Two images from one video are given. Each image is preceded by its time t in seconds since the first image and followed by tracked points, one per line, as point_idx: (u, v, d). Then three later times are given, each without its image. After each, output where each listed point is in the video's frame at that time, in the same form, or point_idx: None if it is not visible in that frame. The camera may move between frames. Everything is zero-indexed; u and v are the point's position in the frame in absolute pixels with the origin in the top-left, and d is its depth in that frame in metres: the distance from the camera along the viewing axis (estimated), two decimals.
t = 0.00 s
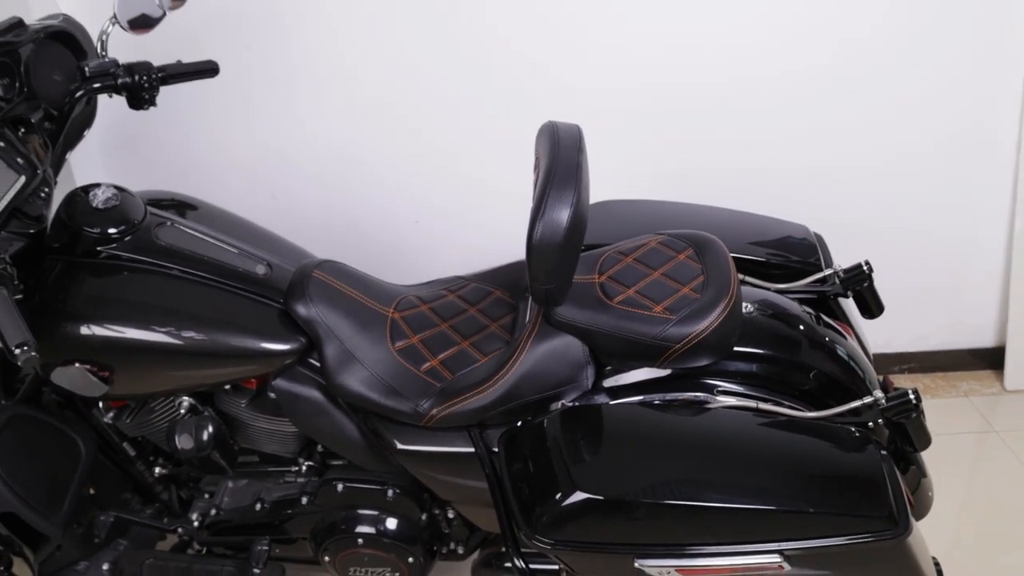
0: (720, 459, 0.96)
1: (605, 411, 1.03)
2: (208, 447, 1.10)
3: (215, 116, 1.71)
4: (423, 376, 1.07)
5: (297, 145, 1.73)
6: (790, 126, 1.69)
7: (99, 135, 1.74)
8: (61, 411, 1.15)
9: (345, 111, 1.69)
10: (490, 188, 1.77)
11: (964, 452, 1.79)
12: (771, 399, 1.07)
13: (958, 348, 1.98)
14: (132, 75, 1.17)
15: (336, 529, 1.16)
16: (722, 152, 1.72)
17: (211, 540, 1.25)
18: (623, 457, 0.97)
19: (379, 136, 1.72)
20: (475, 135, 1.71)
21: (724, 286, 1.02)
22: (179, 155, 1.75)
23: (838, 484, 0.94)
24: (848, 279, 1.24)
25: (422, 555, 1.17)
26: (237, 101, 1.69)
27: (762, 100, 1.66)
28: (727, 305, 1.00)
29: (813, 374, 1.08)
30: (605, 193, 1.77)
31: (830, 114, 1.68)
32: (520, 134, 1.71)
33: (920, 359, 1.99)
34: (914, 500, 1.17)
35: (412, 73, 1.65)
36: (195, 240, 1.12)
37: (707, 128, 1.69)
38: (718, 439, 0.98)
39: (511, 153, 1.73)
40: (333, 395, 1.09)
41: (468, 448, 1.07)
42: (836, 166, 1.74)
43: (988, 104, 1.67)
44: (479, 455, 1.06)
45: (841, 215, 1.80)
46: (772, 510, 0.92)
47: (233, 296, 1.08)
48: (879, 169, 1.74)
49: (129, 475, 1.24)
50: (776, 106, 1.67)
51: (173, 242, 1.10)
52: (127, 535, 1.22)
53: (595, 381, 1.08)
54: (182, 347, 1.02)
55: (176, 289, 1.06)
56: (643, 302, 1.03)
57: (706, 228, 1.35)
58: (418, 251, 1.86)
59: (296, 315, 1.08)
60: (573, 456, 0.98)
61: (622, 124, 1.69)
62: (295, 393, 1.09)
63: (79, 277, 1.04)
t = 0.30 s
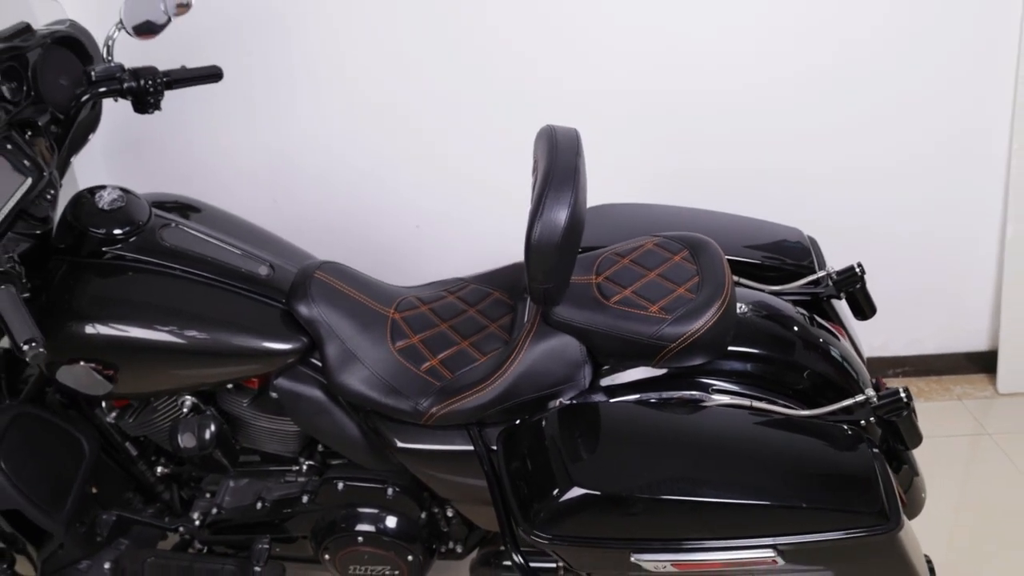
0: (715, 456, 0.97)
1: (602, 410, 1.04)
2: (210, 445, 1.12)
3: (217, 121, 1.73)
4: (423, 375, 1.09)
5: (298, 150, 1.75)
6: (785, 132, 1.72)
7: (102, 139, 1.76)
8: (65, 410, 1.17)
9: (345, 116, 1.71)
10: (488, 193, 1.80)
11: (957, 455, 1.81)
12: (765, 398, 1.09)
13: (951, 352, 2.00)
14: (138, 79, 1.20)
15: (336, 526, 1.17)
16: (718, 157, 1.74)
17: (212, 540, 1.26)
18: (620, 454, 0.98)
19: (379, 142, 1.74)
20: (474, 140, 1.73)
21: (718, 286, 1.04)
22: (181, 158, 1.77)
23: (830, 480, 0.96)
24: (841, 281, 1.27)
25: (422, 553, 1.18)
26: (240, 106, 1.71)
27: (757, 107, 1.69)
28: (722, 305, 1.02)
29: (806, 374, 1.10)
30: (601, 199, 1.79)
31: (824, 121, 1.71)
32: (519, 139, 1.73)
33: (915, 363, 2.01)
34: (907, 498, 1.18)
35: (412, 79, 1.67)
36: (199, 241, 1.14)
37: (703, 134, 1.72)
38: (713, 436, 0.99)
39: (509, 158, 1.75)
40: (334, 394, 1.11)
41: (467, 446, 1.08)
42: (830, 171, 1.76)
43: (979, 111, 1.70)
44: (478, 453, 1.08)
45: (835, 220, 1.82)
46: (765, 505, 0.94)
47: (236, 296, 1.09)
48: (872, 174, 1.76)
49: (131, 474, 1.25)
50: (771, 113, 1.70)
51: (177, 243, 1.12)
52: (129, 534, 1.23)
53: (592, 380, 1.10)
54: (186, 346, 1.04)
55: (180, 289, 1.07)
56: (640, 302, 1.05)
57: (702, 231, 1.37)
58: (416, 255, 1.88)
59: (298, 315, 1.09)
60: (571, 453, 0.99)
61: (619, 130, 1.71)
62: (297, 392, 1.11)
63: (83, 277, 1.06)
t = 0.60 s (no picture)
0: (708, 453, 0.99)
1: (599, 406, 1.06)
2: (213, 443, 1.14)
3: (219, 126, 1.75)
4: (423, 373, 1.11)
5: (299, 155, 1.78)
6: (778, 138, 1.74)
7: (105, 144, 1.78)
8: (70, 409, 1.19)
9: (345, 122, 1.74)
10: (486, 198, 1.82)
11: (950, 457, 1.83)
12: (758, 396, 1.11)
13: (944, 356, 2.02)
14: (143, 83, 1.23)
15: (336, 523, 1.19)
16: (712, 163, 1.77)
17: (214, 537, 1.28)
18: (615, 450, 1.00)
19: (379, 147, 1.76)
20: (471, 146, 1.76)
21: (712, 286, 1.06)
22: (184, 162, 1.79)
23: (821, 475, 0.98)
24: (833, 282, 1.29)
25: (420, 550, 1.20)
26: (241, 112, 1.73)
27: (751, 113, 1.72)
28: (715, 306, 1.04)
29: (799, 374, 1.12)
30: (598, 204, 1.82)
31: (817, 127, 1.73)
32: (516, 145, 1.75)
33: (907, 366, 2.03)
34: (897, 497, 1.20)
35: (411, 86, 1.69)
36: (204, 242, 1.16)
37: (698, 139, 1.74)
38: (706, 433, 1.02)
39: (507, 163, 1.77)
40: (335, 392, 1.13)
41: (465, 443, 1.10)
42: (823, 177, 1.79)
43: (970, 117, 1.73)
44: (476, 450, 1.10)
45: (829, 224, 1.85)
46: (757, 500, 0.96)
47: (240, 296, 1.11)
48: (865, 180, 1.79)
49: (133, 473, 1.27)
50: (765, 119, 1.72)
51: (182, 243, 1.14)
52: (131, 532, 1.24)
53: (588, 379, 1.12)
54: (190, 345, 1.06)
55: (183, 288, 1.09)
56: (635, 301, 1.07)
57: (696, 233, 1.39)
58: (415, 259, 1.90)
59: (300, 314, 1.12)
60: (566, 449, 1.01)
61: (614, 139, 1.74)
62: (298, 390, 1.13)
63: (89, 277, 1.08)
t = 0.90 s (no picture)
0: (703, 450, 1.01)
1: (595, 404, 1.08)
2: (214, 441, 1.16)
3: (220, 129, 1.77)
4: (422, 372, 1.13)
5: (299, 158, 1.80)
6: (774, 143, 1.77)
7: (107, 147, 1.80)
8: (72, 407, 1.20)
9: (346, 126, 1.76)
10: (485, 201, 1.84)
11: (944, 458, 1.85)
12: (753, 396, 1.13)
13: (938, 360, 2.04)
14: (148, 86, 1.24)
15: (336, 521, 1.21)
16: (708, 168, 1.79)
17: (215, 535, 1.29)
18: (611, 446, 1.02)
19: (379, 151, 1.78)
20: (469, 150, 1.78)
21: (706, 287, 1.08)
22: (186, 166, 1.81)
23: (813, 472, 0.99)
24: (826, 284, 1.31)
25: (419, 547, 1.21)
26: (242, 116, 1.75)
27: (746, 118, 1.74)
28: (709, 306, 1.06)
29: (792, 374, 1.14)
30: (596, 207, 1.84)
31: (811, 132, 1.76)
32: (514, 149, 1.77)
33: (902, 370, 2.05)
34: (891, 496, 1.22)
35: (411, 91, 1.72)
36: (207, 242, 1.19)
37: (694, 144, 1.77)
38: (700, 430, 1.03)
39: (505, 168, 1.79)
40: (335, 391, 1.14)
41: (464, 442, 1.12)
42: (818, 181, 1.81)
43: (963, 123, 1.75)
44: (475, 448, 1.11)
45: (824, 228, 1.87)
46: (751, 495, 0.98)
47: (242, 296, 1.13)
48: (859, 184, 1.81)
49: (135, 472, 1.28)
50: (760, 123, 1.74)
51: (185, 243, 1.17)
52: (132, 530, 1.25)
53: (585, 378, 1.14)
54: (192, 343, 1.07)
55: (186, 287, 1.11)
56: (631, 301, 1.09)
57: (692, 236, 1.41)
58: (414, 262, 1.92)
59: (302, 314, 1.13)
60: (563, 446, 1.03)
61: (610, 143, 1.77)
62: (298, 389, 1.14)
63: (93, 276, 1.10)
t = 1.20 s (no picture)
0: (697, 447, 1.03)
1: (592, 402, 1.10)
2: (217, 439, 1.18)
3: (223, 134, 1.79)
4: (422, 370, 1.15)
5: (300, 162, 1.82)
6: (768, 149, 1.79)
7: (111, 151, 1.82)
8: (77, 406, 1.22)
9: (346, 131, 1.78)
10: (483, 206, 1.86)
11: (937, 460, 1.87)
12: (746, 395, 1.15)
13: (931, 363, 2.06)
14: (153, 91, 1.27)
15: (336, 519, 1.22)
16: (703, 172, 1.82)
17: (216, 534, 1.31)
18: (607, 443, 1.04)
19: (379, 155, 1.80)
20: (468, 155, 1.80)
21: (700, 287, 1.10)
22: (188, 170, 1.83)
23: (805, 468, 1.01)
24: (818, 286, 1.32)
25: (418, 545, 1.23)
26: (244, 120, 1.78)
27: (741, 124, 1.77)
28: (703, 306, 1.08)
29: (785, 374, 1.16)
30: (593, 211, 1.86)
31: (805, 138, 1.78)
32: (512, 154, 1.80)
33: (895, 373, 2.07)
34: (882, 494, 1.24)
35: (410, 96, 1.74)
36: (211, 243, 1.21)
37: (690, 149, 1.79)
38: (694, 428, 1.05)
39: (503, 172, 1.82)
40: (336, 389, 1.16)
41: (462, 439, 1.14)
42: (812, 187, 1.84)
43: (954, 128, 1.78)
44: (473, 445, 1.13)
45: (818, 233, 1.89)
46: (743, 491, 1.00)
47: (245, 296, 1.15)
48: (853, 189, 1.84)
49: (138, 471, 1.30)
50: (755, 129, 1.77)
51: (189, 244, 1.19)
52: (135, 528, 1.27)
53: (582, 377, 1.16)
54: (196, 342, 1.10)
55: (190, 287, 1.13)
56: (626, 301, 1.11)
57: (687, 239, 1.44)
58: (413, 266, 1.94)
59: (304, 314, 1.16)
60: (559, 442, 1.05)
61: (607, 148, 1.79)
62: (300, 387, 1.16)
63: (99, 277, 1.12)
